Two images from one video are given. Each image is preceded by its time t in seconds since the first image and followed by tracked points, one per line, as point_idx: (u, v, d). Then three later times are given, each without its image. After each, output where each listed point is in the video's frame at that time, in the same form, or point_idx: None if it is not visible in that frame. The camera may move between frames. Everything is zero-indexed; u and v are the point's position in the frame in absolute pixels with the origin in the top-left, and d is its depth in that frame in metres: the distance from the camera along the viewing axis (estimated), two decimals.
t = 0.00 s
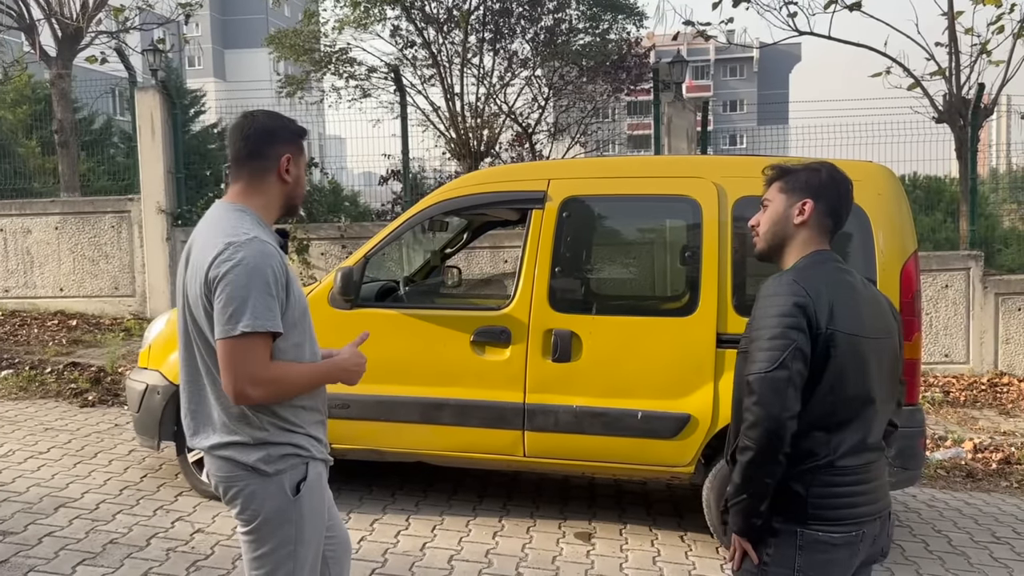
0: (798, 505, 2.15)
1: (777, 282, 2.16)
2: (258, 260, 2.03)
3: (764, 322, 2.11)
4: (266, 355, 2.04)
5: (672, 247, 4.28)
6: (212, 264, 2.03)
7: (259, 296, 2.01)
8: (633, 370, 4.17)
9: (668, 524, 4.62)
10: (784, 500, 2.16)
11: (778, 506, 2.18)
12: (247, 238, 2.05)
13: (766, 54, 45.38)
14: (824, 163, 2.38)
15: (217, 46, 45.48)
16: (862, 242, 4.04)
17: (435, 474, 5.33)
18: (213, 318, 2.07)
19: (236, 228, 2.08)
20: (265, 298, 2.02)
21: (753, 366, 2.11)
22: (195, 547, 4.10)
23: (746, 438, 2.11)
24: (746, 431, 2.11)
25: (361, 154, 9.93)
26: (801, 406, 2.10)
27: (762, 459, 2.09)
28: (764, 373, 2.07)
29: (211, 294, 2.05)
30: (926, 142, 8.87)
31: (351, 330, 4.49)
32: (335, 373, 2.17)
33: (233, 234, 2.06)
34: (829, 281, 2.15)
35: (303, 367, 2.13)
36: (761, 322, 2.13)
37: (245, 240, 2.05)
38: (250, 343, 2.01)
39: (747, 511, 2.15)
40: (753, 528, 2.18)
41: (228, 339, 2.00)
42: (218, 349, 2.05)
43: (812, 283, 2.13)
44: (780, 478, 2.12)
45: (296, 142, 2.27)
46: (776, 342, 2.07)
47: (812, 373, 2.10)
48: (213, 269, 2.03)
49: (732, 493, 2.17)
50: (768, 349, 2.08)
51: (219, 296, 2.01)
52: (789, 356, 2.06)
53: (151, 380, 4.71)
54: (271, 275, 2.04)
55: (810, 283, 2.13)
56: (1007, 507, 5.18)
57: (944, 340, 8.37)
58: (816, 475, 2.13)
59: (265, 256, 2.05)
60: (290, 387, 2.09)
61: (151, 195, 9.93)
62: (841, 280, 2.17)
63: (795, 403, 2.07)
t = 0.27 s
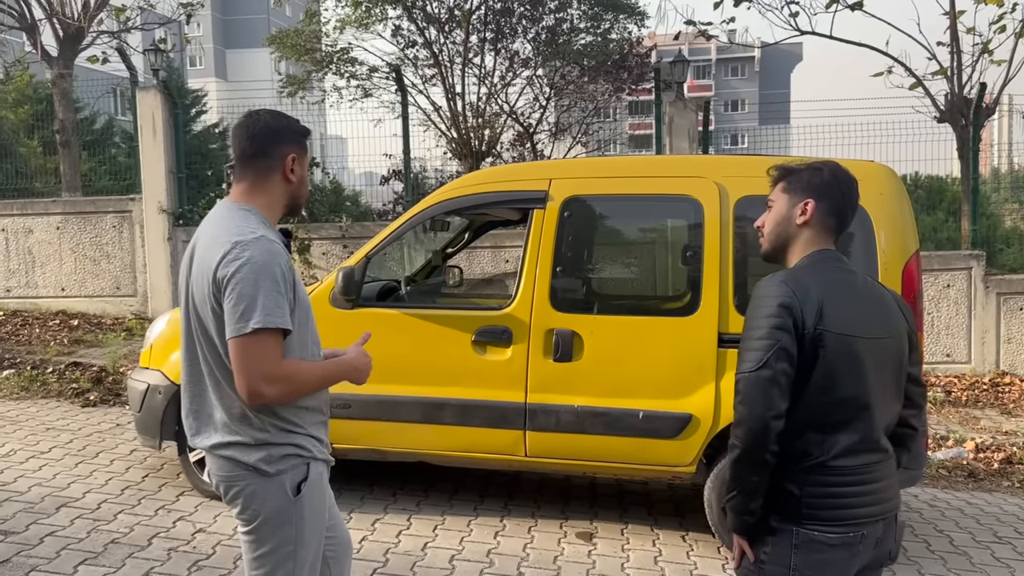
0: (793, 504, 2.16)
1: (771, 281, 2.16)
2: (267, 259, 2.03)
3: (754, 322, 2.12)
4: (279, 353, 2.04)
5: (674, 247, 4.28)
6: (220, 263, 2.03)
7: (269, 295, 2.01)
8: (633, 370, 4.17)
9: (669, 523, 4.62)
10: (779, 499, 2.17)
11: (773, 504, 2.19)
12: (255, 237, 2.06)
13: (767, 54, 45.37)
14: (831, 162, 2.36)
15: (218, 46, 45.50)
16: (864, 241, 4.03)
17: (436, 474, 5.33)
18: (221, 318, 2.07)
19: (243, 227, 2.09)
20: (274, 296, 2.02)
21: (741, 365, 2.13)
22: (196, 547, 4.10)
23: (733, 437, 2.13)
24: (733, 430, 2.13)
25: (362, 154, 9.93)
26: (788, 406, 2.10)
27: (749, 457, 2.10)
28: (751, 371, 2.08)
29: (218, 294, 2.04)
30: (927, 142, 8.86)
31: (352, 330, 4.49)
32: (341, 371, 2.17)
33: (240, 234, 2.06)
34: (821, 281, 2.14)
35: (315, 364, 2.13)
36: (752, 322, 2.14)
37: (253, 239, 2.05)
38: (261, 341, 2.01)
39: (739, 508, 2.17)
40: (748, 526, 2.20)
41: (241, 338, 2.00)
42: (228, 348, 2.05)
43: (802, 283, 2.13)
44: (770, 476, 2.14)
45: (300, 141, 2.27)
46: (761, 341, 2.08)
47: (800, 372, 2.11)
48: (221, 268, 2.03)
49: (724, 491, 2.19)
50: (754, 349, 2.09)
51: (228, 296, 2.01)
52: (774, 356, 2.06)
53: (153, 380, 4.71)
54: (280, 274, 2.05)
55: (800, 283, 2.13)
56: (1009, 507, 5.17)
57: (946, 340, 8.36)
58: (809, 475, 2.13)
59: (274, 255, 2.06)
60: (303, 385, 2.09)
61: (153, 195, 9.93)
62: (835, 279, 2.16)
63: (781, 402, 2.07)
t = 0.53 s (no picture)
0: (799, 505, 2.16)
1: (778, 281, 2.16)
2: (273, 260, 2.03)
3: (761, 322, 2.12)
4: (285, 354, 2.04)
5: (676, 247, 4.28)
6: (226, 264, 2.03)
7: (276, 296, 2.01)
8: (636, 370, 4.16)
9: (671, 524, 4.62)
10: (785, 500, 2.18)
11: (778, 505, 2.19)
12: (261, 238, 2.06)
13: (770, 54, 45.34)
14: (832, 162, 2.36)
15: (220, 47, 45.55)
16: (868, 242, 4.02)
17: (438, 474, 5.33)
18: (227, 318, 2.07)
19: (249, 228, 2.08)
20: (281, 298, 2.02)
21: (747, 366, 2.13)
22: (199, 547, 4.10)
23: (740, 437, 2.13)
24: (740, 430, 2.14)
25: (363, 154, 9.93)
26: (794, 406, 2.10)
27: (755, 457, 2.10)
28: (758, 371, 2.08)
29: (225, 294, 2.04)
30: (930, 142, 8.85)
31: (354, 330, 4.49)
32: (348, 371, 2.17)
33: (247, 234, 2.06)
34: (825, 281, 2.14)
35: (323, 364, 2.13)
36: (757, 322, 2.14)
37: (260, 240, 2.05)
38: (267, 342, 2.01)
39: (745, 509, 2.17)
40: (754, 527, 2.20)
41: (247, 340, 2.00)
42: (235, 350, 2.05)
43: (807, 283, 2.13)
44: (776, 478, 2.14)
45: (306, 142, 2.27)
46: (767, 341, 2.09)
47: (807, 373, 2.10)
48: (229, 269, 2.02)
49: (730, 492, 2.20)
50: (760, 349, 2.09)
51: (235, 297, 2.01)
52: (779, 356, 2.06)
53: (155, 380, 4.71)
54: (287, 275, 2.05)
55: (806, 284, 2.13)
56: (1013, 507, 5.16)
57: (948, 340, 8.35)
58: (815, 476, 2.13)
59: (281, 256, 2.06)
60: (309, 385, 2.09)
61: (155, 195, 9.94)
62: (840, 279, 2.16)
63: (788, 402, 2.07)
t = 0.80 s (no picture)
0: (813, 507, 2.16)
1: (791, 283, 2.16)
2: (275, 260, 2.04)
3: (777, 323, 2.11)
4: (292, 353, 2.04)
5: (679, 247, 4.27)
6: (229, 265, 2.04)
7: (278, 297, 2.01)
8: (639, 371, 4.16)
9: (675, 524, 4.62)
10: (800, 503, 2.17)
11: (791, 508, 2.19)
12: (263, 238, 2.06)
13: (773, 54, 45.34)
14: (818, 159, 2.35)
15: (223, 47, 45.63)
16: (872, 241, 4.01)
17: (441, 474, 5.33)
18: (231, 319, 2.08)
19: (251, 228, 2.09)
20: (284, 297, 2.02)
21: (764, 367, 2.12)
22: (202, 547, 4.11)
23: (757, 440, 2.12)
24: (756, 432, 2.13)
25: (366, 155, 9.94)
26: (812, 407, 2.10)
27: (774, 460, 2.10)
28: (777, 373, 2.07)
29: (228, 294, 2.05)
30: (934, 141, 8.84)
31: (357, 331, 4.50)
32: (352, 368, 2.17)
33: (249, 234, 2.06)
34: (838, 281, 2.14)
35: (329, 360, 2.13)
36: (772, 323, 2.13)
37: (262, 240, 2.05)
38: (273, 342, 2.01)
39: (759, 512, 2.17)
40: (766, 530, 2.20)
41: (252, 339, 2.01)
42: (240, 350, 2.05)
43: (821, 283, 2.13)
44: (791, 480, 2.13)
45: (300, 140, 2.25)
46: (786, 343, 2.07)
47: (824, 374, 2.10)
48: (231, 269, 2.03)
49: (744, 495, 2.19)
50: (778, 350, 2.08)
51: (238, 297, 2.01)
52: (799, 357, 2.06)
53: (159, 380, 4.72)
54: (290, 275, 2.05)
55: (820, 285, 2.13)
56: (1016, 508, 5.15)
57: (952, 340, 8.34)
58: (829, 478, 2.13)
59: (283, 256, 2.06)
60: (315, 382, 2.09)
61: (158, 196, 9.96)
62: (851, 279, 2.16)
63: (807, 404, 2.07)
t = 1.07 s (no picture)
0: (819, 507, 2.15)
1: (796, 283, 2.16)
2: (272, 260, 2.04)
3: (783, 323, 2.12)
4: (287, 352, 2.05)
5: (682, 247, 4.27)
6: (227, 264, 2.05)
7: (274, 296, 2.02)
8: (643, 371, 4.16)
9: (679, 524, 4.62)
10: (805, 503, 2.17)
11: (797, 508, 2.19)
12: (261, 238, 2.07)
13: (776, 54, 45.31)
14: (820, 159, 2.35)
15: (227, 48, 45.70)
16: (876, 241, 4.02)
17: (445, 474, 5.33)
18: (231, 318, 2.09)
19: (249, 229, 2.10)
20: (279, 297, 2.03)
21: (770, 367, 2.12)
22: (207, 547, 4.12)
23: (764, 440, 2.12)
24: (762, 432, 2.13)
25: (369, 155, 9.95)
26: (820, 406, 2.10)
27: (781, 460, 2.09)
28: (783, 372, 2.07)
29: (227, 294, 2.06)
30: (938, 141, 8.82)
31: (361, 331, 4.51)
32: (352, 368, 2.18)
33: (248, 234, 2.07)
34: (844, 281, 2.15)
35: (325, 362, 2.13)
36: (778, 323, 2.14)
37: (259, 240, 2.06)
38: (267, 340, 2.01)
39: (766, 513, 2.17)
40: (772, 530, 2.19)
41: (247, 339, 2.01)
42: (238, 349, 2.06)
43: (826, 283, 2.13)
44: (798, 479, 2.13)
45: (280, 137, 2.22)
46: (794, 343, 2.07)
47: (830, 373, 2.10)
48: (229, 269, 2.04)
49: (751, 495, 2.19)
50: (784, 350, 2.08)
51: (235, 297, 2.02)
52: (806, 357, 2.06)
53: (163, 380, 4.73)
54: (286, 274, 2.06)
55: (826, 284, 2.13)
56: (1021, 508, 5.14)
57: (956, 340, 8.33)
58: (835, 478, 2.13)
59: (281, 256, 2.07)
60: (311, 382, 2.09)
61: (163, 196, 9.98)
62: (856, 279, 2.17)
63: (814, 404, 2.07)
